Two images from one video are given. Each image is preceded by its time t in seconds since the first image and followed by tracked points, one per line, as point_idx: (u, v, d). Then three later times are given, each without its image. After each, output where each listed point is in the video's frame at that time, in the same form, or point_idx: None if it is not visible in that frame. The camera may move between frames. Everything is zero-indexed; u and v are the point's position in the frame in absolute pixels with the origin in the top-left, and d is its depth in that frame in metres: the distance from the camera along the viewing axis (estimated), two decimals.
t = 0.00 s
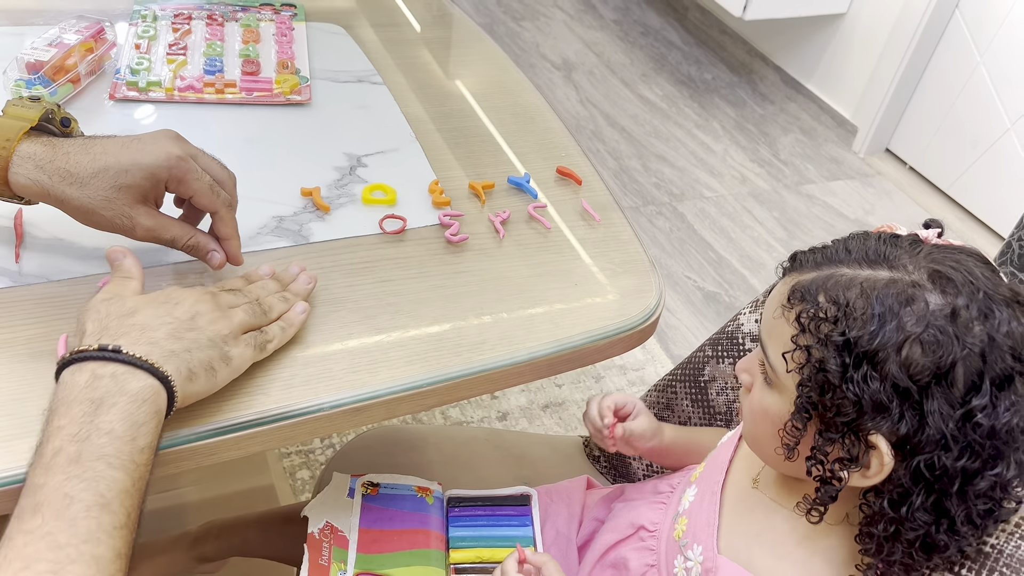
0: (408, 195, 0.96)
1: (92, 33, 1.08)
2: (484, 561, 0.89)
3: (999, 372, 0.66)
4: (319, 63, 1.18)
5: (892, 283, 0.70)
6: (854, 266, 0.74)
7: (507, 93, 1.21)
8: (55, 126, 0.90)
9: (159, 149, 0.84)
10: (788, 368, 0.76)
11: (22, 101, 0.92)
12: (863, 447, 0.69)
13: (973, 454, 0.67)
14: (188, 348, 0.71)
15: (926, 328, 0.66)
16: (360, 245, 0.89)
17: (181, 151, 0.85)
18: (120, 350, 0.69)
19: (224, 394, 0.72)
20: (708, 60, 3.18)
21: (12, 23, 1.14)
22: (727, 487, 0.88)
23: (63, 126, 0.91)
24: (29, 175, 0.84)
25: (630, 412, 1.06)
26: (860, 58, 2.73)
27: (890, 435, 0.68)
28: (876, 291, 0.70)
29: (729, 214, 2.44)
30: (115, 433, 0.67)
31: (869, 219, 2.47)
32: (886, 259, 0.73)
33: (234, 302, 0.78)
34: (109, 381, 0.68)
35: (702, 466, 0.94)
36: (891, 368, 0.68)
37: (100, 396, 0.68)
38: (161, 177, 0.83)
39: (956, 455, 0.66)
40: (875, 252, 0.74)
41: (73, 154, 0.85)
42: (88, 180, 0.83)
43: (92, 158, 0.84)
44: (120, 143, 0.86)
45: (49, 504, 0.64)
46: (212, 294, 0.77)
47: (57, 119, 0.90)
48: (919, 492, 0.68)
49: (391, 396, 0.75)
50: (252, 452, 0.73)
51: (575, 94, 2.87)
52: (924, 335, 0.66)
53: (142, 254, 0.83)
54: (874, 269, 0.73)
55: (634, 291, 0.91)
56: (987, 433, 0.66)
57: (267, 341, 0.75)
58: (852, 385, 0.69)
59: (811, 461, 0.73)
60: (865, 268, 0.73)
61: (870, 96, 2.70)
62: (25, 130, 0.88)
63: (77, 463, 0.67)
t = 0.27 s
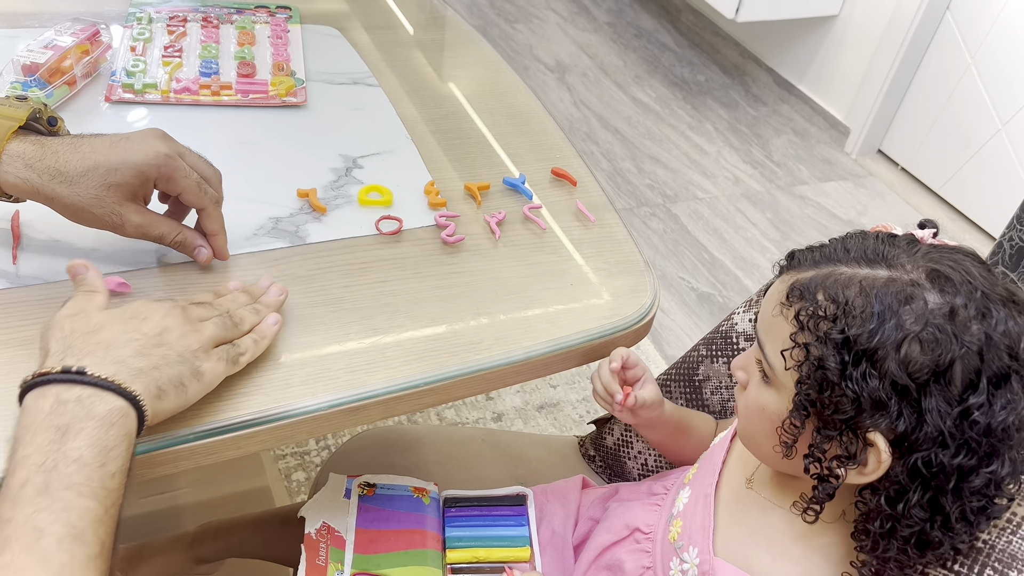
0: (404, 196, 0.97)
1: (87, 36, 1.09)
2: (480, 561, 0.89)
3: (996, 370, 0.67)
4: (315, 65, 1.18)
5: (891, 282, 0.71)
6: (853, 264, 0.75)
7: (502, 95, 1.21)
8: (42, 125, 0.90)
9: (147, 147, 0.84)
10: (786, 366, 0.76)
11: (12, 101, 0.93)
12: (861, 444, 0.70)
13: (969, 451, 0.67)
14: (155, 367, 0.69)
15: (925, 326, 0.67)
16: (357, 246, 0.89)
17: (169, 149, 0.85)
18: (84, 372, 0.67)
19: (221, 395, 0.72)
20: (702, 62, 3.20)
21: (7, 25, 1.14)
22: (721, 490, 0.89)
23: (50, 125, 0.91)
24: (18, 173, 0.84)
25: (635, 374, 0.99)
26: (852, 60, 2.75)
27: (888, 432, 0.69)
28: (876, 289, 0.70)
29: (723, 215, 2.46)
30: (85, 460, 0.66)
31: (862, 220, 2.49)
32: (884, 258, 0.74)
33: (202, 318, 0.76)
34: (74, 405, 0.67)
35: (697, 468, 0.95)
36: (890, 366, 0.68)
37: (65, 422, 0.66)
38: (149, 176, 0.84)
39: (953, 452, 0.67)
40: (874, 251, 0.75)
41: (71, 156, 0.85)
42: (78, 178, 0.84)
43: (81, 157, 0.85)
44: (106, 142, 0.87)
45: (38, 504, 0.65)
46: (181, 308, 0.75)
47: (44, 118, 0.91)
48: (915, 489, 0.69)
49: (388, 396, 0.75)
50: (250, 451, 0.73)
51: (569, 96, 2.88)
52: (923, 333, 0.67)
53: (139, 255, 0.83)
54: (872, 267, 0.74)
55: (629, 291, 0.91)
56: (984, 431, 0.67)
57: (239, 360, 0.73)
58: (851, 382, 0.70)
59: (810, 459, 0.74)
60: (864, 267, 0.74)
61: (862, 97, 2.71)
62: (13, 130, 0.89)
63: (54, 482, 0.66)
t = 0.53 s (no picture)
0: (397, 195, 0.98)
1: (81, 37, 1.09)
2: (473, 557, 0.89)
3: (987, 367, 0.68)
4: (308, 65, 1.19)
5: (884, 280, 0.71)
6: (846, 262, 0.76)
7: (495, 95, 1.22)
8: (36, 130, 0.91)
9: (142, 153, 0.85)
10: (780, 362, 0.77)
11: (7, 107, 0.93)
12: (854, 440, 0.71)
13: (960, 447, 0.68)
14: (190, 370, 0.70)
15: (918, 324, 0.68)
16: (350, 245, 0.90)
17: (163, 154, 0.86)
18: (127, 377, 0.68)
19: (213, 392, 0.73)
20: (695, 64, 3.21)
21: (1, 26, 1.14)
22: (712, 484, 0.89)
23: (45, 130, 0.91)
24: (12, 180, 0.85)
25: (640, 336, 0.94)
26: (844, 62, 2.76)
27: (880, 428, 0.70)
28: (870, 287, 0.71)
29: (716, 216, 2.47)
30: (120, 465, 0.67)
31: (855, 220, 2.50)
32: (878, 256, 0.74)
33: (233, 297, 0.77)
34: (115, 411, 0.67)
35: (689, 462, 0.95)
36: (883, 363, 0.69)
37: (107, 423, 0.67)
38: (143, 181, 0.85)
39: (944, 448, 0.68)
40: (867, 248, 0.76)
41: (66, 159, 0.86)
42: (71, 184, 0.84)
43: (75, 163, 0.85)
44: (99, 146, 0.87)
45: (32, 500, 0.65)
46: (215, 284, 0.76)
47: (39, 124, 0.91)
48: (907, 484, 0.70)
49: (380, 392, 0.76)
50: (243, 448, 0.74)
51: (563, 97, 2.89)
52: (916, 331, 0.68)
53: (132, 254, 0.84)
54: (866, 265, 0.74)
55: (621, 289, 0.92)
56: (975, 426, 0.68)
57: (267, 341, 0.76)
58: (844, 379, 0.71)
59: (803, 454, 0.74)
60: (858, 264, 0.75)
61: (855, 98, 2.73)
62: (5, 135, 0.90)
63: (90, 484, 0.66)
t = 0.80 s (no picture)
0: (392, 190, 0.99)
1: (79, 33, 1.10)
2: (467, 548, 0.91)
3: (981, 364, 0.69)
4: (305, 63, 1.20)
5: (886, 274, 0.72)
6: (849, 254, 0.77)
7: (490, 93, 1.23)
8: (49, 151, 0.88)
9: (145, 165, 0.83)
10: (777, 350, 0.78)
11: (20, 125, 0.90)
12: (846, 429, 0.72)
13: (950, 440, 0.69)
14: (243, 370, 0.71)
15: (916, 318, 0.69)
16: (345, 238, 0.91)
17: (167, 166, 0.84)
18: (184, 373, 0.70)
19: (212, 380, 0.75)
20: (691, 65, 3.22)
21: None
22: (706, 470, 0.90)
23: (58, 152, 0.88)
24: (20, 199, 0.82)
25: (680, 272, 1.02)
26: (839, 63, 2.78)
27: (873, 419, 0.71)
28: (870, 280, 0.72)
29: (711, 216, 2.48)
30: (172, 455, 0.68)
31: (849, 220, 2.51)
32: (880, 250, 0.76)
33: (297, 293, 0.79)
34: (171, 403, 0.69)
35: (684, 451, 0.96)
36: (879, 355, 0.70)
37: (162, 416, 0.69)
38: (148, 193, 0.82)
39: (934, 441, 0.69)
40: (870, 242, 0.77)
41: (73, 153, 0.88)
42: (77, 200, 0.81)
43: (80, 178, 0.83)
44: (105, 162, 0.84)
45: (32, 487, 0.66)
46: (280, 280, 0.77)
47: (53, 146, 0.88)
48: (896, 475, 0.71)
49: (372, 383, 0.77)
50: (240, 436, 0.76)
51: (559, 98, 2.90)
52: (914, 325, 0.69)
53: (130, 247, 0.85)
54: (868, 258, 0.75)
55: (613, 283, 0.93)
56: (965, 421, 0.69)
57: (330, 346, 0.77)
58: (841, 369, 0.72)
59: (796, 442, 0.75)
60: (860, 257, 0.76)
61: (850, 99, 2.74)
62: (17, 158, 0.86)
63: (143, 471, 0.67)
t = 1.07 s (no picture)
0: (392, 185, 1.00)
1: (83, 32, 1.12)
2: (465, 535, 0.93)
3: (963, 358, 0.70)
4: (307, 61, 1.22)
5: (877, 264, 0.74)
6: (844, 244, 0.79)
7: (489, 91, 1.25)
8: (78, 157, 0.87)
9: (160, 160, 0.84)
10: (768, 334, 0.80)
11: (49, 129, 0.90)
12: (827, 412, 0.74)
13: (927, 431, 0.71)
14: (249, 336, 0.74)
15: (902, 309, 0.71)
16: (346, 231, 0.93)
17: (181, 160, 0.85)
18: (191, 340, 0.72)
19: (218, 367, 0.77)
20: (689, 67, 3.24)
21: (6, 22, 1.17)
22: (699, 457, 0.92)
23: (88, 157, 0.87)
24: (48, 203, 0.83)
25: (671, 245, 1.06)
26: (836, 65, 2.80)
27: (853, 404, 0.73)
28: (861, 270, 0.74)
29: (709, 216, 2.50)
30: (183, 418, 0.71)
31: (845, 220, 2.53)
32: (875, 241, 0.77)
33: (296, 265, 0.82)
34: (180, 368, 0.72)
35: (679, 438, 0.98)
36: (863, 343, 0.72)
37: (173, 381, 0.71)
38: (165, 187, 0.84)
39: (912, 430, 0.71)
40: (866, 233, 0.79)
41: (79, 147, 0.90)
42: (100, 199, 0.82)
43: (102, 179, 0.83)
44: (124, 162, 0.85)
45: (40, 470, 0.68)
46: (279, 251, 0.81)
47: (83, 151, 0.87)
48: (874, 462, 0.73)
49: (376, 369, 0.79)
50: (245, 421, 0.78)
51: (559, 99, 2.92)
52: (899, 316, 0.71)
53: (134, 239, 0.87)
54: (863, 249, 0.77)
55: (609, 275, 0.95)
56: (943, 413, 0.70)
57: (331, 320, 0.80)
58: (825, 354, 0.74)
59: (780, 424, 0.77)
60: (855, 248, 0.78)
61: (847, 100, 2.76)
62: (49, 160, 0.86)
63: (158, 433, 0.70)
